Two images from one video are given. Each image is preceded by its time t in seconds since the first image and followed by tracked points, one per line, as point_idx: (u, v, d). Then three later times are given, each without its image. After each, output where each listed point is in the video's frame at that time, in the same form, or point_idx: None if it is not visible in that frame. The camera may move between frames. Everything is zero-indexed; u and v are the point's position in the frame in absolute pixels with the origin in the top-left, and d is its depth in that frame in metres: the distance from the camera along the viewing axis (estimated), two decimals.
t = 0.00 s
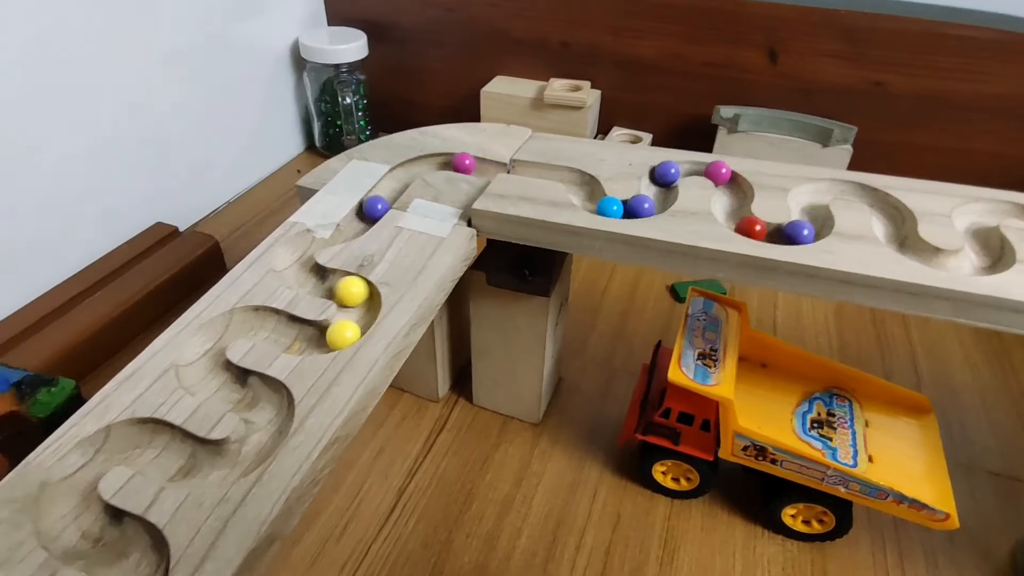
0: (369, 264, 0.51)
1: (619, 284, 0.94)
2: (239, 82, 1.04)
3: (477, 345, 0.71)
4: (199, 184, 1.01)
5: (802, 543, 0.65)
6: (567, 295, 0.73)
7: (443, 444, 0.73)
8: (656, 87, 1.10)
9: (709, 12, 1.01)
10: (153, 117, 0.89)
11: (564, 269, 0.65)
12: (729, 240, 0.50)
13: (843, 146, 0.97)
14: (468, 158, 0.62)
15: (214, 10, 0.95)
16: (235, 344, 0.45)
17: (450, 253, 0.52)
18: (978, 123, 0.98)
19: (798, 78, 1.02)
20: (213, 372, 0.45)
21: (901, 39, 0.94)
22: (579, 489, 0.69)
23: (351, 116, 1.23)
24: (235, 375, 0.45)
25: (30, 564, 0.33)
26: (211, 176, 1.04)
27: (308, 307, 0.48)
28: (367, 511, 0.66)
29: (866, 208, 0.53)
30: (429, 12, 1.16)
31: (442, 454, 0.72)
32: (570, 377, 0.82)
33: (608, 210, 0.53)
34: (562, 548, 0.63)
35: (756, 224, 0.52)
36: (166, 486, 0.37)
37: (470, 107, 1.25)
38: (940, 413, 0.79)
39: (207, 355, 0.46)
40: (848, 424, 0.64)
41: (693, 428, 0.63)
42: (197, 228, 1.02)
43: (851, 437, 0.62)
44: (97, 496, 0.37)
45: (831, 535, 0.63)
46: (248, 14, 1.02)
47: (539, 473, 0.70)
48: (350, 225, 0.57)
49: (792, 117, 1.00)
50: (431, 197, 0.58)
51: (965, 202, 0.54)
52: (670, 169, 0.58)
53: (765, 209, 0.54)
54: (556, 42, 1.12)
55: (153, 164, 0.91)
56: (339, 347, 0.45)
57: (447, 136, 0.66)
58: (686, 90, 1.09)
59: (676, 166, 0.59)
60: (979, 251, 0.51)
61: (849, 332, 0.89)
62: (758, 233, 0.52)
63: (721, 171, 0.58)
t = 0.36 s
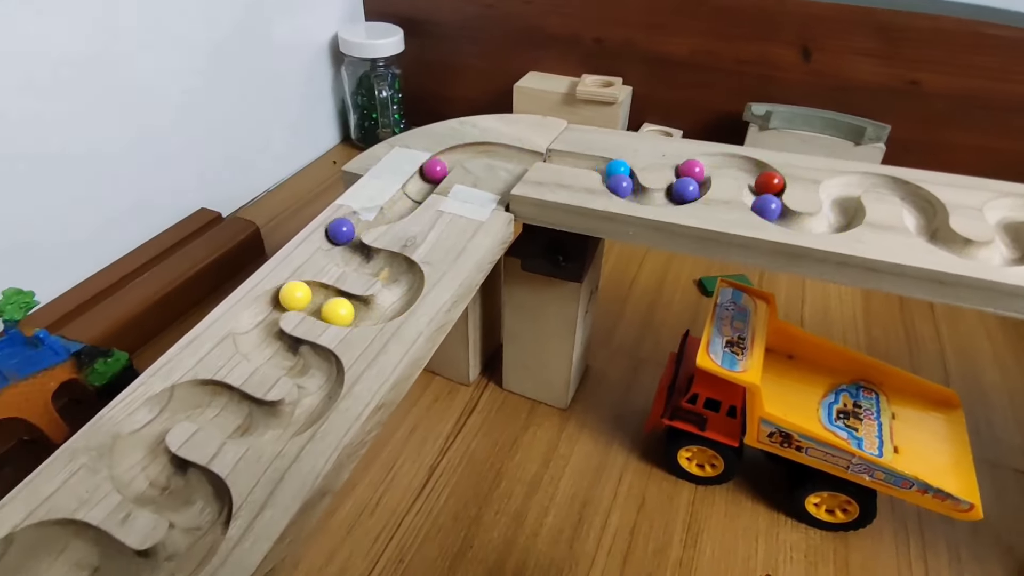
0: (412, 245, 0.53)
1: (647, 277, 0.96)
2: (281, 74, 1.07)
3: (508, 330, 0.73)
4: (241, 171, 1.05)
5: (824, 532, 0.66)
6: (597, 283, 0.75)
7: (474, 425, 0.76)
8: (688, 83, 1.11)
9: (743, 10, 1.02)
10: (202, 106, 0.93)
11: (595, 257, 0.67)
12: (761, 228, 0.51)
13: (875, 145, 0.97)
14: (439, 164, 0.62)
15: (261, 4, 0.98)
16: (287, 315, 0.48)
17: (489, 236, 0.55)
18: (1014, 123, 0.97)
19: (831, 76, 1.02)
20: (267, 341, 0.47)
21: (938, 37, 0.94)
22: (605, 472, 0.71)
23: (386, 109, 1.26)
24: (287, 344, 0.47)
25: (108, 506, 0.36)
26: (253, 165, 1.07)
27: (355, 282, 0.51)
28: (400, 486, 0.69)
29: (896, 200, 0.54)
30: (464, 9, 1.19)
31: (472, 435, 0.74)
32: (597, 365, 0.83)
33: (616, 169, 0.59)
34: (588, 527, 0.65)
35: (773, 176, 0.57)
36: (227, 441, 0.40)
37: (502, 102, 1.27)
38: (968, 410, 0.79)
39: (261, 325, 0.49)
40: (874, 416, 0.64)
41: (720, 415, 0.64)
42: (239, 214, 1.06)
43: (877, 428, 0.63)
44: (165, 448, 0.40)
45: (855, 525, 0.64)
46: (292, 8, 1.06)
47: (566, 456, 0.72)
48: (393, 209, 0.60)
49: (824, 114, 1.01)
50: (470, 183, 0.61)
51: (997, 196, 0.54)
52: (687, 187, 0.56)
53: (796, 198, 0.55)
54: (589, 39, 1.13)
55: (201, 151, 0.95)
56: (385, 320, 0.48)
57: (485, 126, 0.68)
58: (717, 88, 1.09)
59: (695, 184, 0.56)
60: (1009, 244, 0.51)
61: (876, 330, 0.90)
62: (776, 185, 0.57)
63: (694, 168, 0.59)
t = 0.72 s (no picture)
0: (441, 232, 0.55)
1: (666, 272, 0.97)
2: (308, 68, 1.10)
3: (530, 320, 0.74)
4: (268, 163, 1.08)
5: (839, 523, 0.66)
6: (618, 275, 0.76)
7: (494, 412, 0.77)
8: (709, 81, 1.12)
9: (765, 8, 1.02)
10: (233, 99, 0.95)
11: (617, 248, 0.69)
12: (781, 219, 0.52)
13: (897, 144, 0.98)
14: (410, 201, 0.58)
15: None
16: (324, 295, 0.50)
17: (515, 225, 0.56)
18: None
19: (852, 75, 1.03)
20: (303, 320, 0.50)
21: (961, 36, 0.94)
22: (623, 460, 0.72)
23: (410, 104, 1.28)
24: (323, 323, 0.49)
25: (158, 468, 0.39)
26: (280, 157, 1.10)
27: (387, 266, 0.52)
28: (423, 468, 0.71)
29: (916, 195, 0.55)
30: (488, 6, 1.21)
31: (493, 421, 0.76)
32: (616, 356, 0.85)
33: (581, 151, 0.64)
34: (606, 512, 0.67)
35: (754, 148, 0.61)
36: (267, 411, 0.42)
37: (524, 99, 1.29)
38: (987, 408, 0.79)
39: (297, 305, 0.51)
40: (891, 409, 0.65)
41: (737, 404, 0.65)
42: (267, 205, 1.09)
43: (894, 421, 0.63)
44: (209, 417, 0.42)
45: (869, 516, 0.65)
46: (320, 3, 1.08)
47: (584, 444, 0.74)
48: (422, 197, 0.62)
49: (845, 113, 1.01)
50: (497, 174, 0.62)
51: (1017, 192, 0.55)
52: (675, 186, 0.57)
53: (818, 190, 0.56)
54: (611, 37, 1.15)
55: (230, 142, 0.97)
56: (415, 302, 0.50)
57: (511, 119, 0.70)
58: (739, 86, 1.10)
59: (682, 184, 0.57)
60: None
61: (895, 328, 0.90)
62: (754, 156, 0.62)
63: (710, 183, 0.57)
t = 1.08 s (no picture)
0: (472, 217, 0.58)
1: (684, 266, 0.99)
2: (336, 62, 1.12)
3: (552, 307, 0.76)
4: (296, 154, 1.11)
5: (853, 510, 0.68)
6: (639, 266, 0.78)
7: (515, 397, 0.79)
8: (730, 79, 1.13)
9: (787, 7, 1.03)
10: (263, 91, 0.98)
11: (639, 239, 0.71)
12: (803, 209, 0.54)
13: (917, 142, 0.99)
14: (426, 225, 0.57)
15: None
16: (360, 275, 0.52)
17: (543, 212, 0.58)
18: None
19: (873, 74, 1.04)
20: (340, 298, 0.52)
21: (983, 36, 0.95)
22: (641, 445, 0.74)
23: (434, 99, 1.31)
24: (359, 301, 0.52)
25: (209, 430, 0.41)
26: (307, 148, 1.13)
27: (421, 249, 0.55)
28: (446, 448, 0.73)
29: (934, 188, 0.57)
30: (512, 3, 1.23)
31: (514, 406, 0.78)
32: (634, 346, 0.87)
33: (530, 135, 0.68)
34: (624, 495, 0.69)
35: (740, 162, 0.60)
36: (310, 380, 0.44)
37: (545, 95, 1.31)
38: (1004, 404, 0.80)
39: (334, 283, 0.53)
40: (907, 400, 0.66)
41: (755, 391, 0.67)
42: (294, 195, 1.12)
43: (909, 411, 0.65)
44: (255, 385, 0.45)
45: (883, 504, 0.66)
46: None
47: (603, 429, 0.76)
48: (452, 184, 0.64)
49: (865, 112, 1.02)
50: (525, 163, 0.65)
51: None
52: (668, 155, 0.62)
53: (838, 182, 0.58)
54: (633, 35, 1.16)
55: (260, 134, 1.01)
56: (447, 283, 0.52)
57: (538, 112, 0.72)
58: (759, 84, 1.11)
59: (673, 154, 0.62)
60: None
61: (912, 325, 0.92)
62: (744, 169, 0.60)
63: (680, 174, 0.59)
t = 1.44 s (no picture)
0: (502, 194, 0.60)
1: (702, 256, 1.01)
2: (361, 51, 1.15)
3: (575, 289, 0.78)
4: (321, 141, 1.13)
5: (869, 492, 0.69)
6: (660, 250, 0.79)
7: (536, 377, 0.81)
8: (750, 72, 1.14)
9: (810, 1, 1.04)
10: (290, 78, 1.01)
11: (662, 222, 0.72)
12: (827, 190, 0.55)
13: (937, 137, 0.99)
14: (489, 241, 0.54)
15: None
16: (395, 245, 0.54)
17: (571, 190, 0.60)
18: None
19: (894, 69, 1.04)
20: (375, 267, 0.53)
21: (1005, 32, 0.96)
22: (660, 425, 0.75)
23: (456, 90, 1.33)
24: (394, 270, 0.53)
25: (257, 384, 0.43)
26: (331, 136, 1.16)
27: (453, 222, 0.58)
28: (469, 424, 0.75)
29: (957, 172, 0.58)
30: None
31: (535, 385, 0.80)
32: (653, 331, 0.88)
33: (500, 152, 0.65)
34: (643, 472, 0.70)
35: (727, 157, 0.60)
36: (350, 340, 0.46)
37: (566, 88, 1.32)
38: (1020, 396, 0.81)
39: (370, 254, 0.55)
40: (924, 383, 0.67)
41: (774, 372, 0.68)
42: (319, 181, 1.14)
43: (927, 394, 0.66)
44: (297, 344, 0.47)
45: (900, 486, 0.67)
46: None
47: (622, 410, 0.77)
48: (483, 164, 0.66)
49: (885, 105, 1.03)
50: (553, 145, 0.66)
51: None
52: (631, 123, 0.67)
53: (862, 165, 0.59)
54: (655, 28, 1.17)
55: (285, 119, 1.03)
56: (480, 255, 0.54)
57: (564, 97, 0.74)
58: (780, 78, 1.12)
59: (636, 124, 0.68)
60: None
61: (929, 319, 0.93)
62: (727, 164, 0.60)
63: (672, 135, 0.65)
